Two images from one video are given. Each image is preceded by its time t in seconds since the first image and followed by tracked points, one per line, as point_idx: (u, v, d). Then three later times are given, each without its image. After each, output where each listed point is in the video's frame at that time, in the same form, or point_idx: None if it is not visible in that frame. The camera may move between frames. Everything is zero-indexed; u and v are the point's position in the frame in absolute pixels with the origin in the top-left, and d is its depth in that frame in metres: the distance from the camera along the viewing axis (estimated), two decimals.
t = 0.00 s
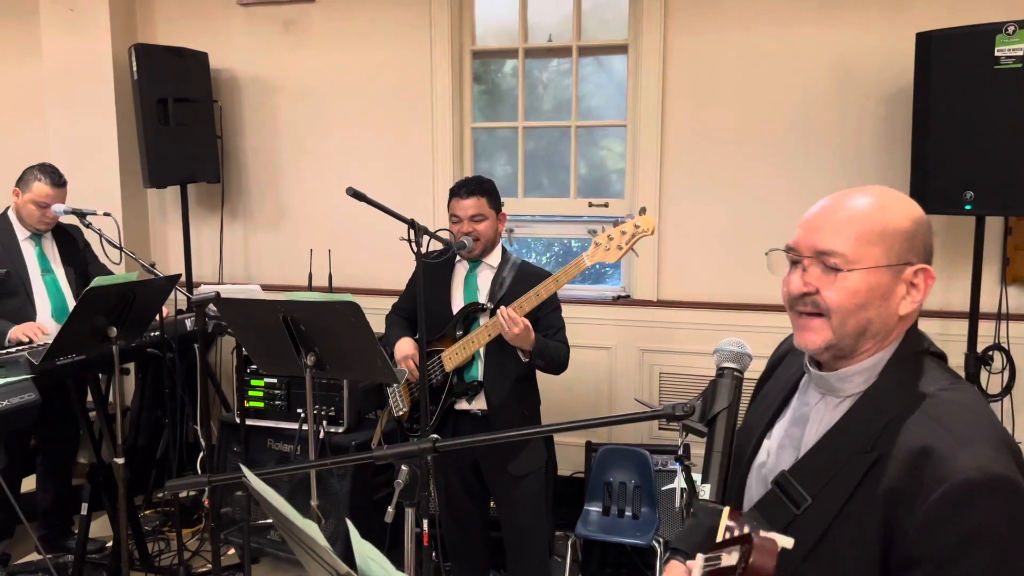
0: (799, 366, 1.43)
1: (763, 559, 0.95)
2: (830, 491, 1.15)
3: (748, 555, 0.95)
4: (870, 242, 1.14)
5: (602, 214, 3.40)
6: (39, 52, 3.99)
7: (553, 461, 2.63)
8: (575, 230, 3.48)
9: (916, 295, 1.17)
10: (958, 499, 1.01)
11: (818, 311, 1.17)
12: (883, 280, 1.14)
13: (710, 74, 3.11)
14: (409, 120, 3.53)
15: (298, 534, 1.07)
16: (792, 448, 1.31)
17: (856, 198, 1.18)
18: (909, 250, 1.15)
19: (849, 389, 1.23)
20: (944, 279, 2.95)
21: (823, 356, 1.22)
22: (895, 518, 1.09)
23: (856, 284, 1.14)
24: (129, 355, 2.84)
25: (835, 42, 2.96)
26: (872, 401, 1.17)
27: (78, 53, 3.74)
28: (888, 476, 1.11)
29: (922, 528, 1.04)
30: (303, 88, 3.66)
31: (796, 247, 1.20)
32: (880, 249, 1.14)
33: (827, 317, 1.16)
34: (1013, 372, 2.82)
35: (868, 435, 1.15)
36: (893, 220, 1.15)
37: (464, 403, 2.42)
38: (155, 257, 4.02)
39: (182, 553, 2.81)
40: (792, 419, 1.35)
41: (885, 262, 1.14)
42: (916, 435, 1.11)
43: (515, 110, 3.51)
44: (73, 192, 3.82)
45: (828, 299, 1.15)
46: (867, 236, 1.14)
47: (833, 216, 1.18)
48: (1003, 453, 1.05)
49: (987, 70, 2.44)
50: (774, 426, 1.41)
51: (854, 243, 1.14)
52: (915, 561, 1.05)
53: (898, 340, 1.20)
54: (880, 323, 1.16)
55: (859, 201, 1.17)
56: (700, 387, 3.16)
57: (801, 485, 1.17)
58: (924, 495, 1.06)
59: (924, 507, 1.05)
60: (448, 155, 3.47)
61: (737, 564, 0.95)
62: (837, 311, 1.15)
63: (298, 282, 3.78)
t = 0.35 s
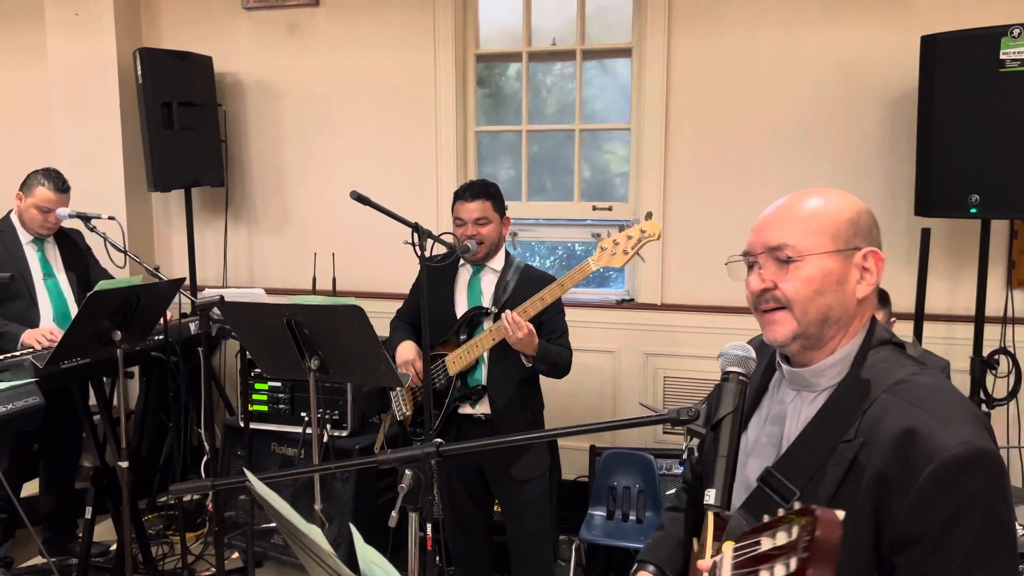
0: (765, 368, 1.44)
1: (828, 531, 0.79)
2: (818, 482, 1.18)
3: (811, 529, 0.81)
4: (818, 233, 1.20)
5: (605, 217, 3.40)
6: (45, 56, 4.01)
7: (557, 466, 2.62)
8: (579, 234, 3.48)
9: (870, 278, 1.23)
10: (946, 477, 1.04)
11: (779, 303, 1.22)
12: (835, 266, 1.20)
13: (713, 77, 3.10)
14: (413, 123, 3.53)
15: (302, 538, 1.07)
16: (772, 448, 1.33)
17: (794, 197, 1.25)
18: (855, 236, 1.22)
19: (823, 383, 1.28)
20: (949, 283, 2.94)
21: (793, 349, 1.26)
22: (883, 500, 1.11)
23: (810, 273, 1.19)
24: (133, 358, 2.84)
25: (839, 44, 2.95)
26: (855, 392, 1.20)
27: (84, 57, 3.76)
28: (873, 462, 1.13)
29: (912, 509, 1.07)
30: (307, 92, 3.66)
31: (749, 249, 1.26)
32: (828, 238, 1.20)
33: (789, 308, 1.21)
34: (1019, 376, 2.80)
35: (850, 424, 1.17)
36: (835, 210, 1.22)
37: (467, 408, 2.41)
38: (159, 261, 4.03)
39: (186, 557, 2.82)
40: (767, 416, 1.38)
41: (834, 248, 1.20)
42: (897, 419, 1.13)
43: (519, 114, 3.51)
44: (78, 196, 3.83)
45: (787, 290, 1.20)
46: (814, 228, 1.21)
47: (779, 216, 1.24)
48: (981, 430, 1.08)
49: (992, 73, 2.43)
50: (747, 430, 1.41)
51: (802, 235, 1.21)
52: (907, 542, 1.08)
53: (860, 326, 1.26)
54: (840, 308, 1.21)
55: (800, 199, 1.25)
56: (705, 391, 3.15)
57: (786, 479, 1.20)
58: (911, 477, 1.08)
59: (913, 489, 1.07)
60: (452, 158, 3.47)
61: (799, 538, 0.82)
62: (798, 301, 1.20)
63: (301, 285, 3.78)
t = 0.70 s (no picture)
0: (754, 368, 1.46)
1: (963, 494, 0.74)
2: (829, 473, 1.22)
3: (933, 494, 0.76)
4: (782, 236, 1.24)
5: (608, 220, 3.40)
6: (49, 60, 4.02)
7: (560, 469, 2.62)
8: (582, 236, 3.48)
9: (842, 265, 1.26)
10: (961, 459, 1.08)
11: (762, 309, 1.24)
12: (805, 261, 1.23)
13: (715, 80, 3.10)
14: (415, 126, 3.53)
15: (304, 543, 1.07)
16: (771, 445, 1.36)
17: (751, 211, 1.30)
18: (816, 229, 1.25)
19: (822, 379, 1.31)
20: (952, 284, 2.93)
21: (786, 350, 1.27)
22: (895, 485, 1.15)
23: (782, 272, 1.22)
24: (136, 361, 2.85)
25: (841, 46, 2.95)
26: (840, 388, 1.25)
27: (87, 60, 3.77)
28: (885, 449, 1.17)
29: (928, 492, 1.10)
30: (310, 95, 3.67)
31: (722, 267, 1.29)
32: (791, 237, 1.24)
33: (772, 311, 1.23)
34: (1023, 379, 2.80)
35: (858, 414, 1.22)
36: (792, 210, 1.26)
37: (469, 411, 2.41)
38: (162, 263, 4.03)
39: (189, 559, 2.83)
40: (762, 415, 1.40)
41: (799, 244, 1.23)
42: (906, 407, 1.18)
43: (522, 116, 3.51)
44: (81, 199, 3.84)
45: (766, 295, 1.23)
46: (778, 232, 1.25)
47: (741, 231, 1.29)
48: (981, 411, 1.14)
49: (994, 75, 2.42)
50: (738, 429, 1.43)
51: (768, 241, 1.24)
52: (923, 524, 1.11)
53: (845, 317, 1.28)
54: (820, 300, 1.23)
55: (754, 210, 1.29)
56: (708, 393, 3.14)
57: (799, 474, 1.23)
58: (925, 460, 1.13)
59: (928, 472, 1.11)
60: (454, 161, 3.48)
61: (924, 506, 0.77)
62: (779, 303, 1.22)
63: (304, 288, 3.79)
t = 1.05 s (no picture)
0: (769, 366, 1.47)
1: None
2: (844, 470, 1.24)
3: (997, 471, 0.83)
4: (828, 236, 1.25)
5: (609, 222, 3.41)
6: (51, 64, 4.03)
7: (562, 471, 2.62)
8: (583, 238, 3.48)
9: (879, 277, 1.27)
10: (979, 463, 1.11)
11: (795, 306, 1.26)
12: (846, 267, 1.24)
13: (716, 82, 3.10)
14: (417, 129, 3.54)
15: (305, 547, 1.07)
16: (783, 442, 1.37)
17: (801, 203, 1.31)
18: (863, 238, 1.26)
19: (842, 378, 1.32)
20: (954, 286, 2.93)
21: (806, 349, 1.30)
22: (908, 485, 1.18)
23: (821, 274, 1.24)
24: (138, 364, 2.85)
25: (842, 48, 2.95)
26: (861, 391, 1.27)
27: (89, 64, 3.78)
28: (902, 449, 1.20)
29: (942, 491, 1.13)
30: (311, 97, 3.68)
31: (762, 254, 1.30)
32: (838, 240, 1.25)
33: (803, 310, 1.25)
34: None
35: (876, 413, 1.24)
36: (843, 213, 1.27)
37: (471, 412, 2.41)
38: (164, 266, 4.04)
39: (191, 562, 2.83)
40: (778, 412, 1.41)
41: (844, 249, 1.25)
42: (924, 409, 1.20)
43: (523, 118, 3.51)
44: (83, 202, 3.85)
45: (802, 293, 1.24)
46: (825, 232, 1.26)
47: (786, 222, 1.29)
48: (997, 421, 1.17)
49: (996, 77, 2.42)
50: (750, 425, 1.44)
51: (813, 238, 1.25)
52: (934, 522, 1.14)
53: (870, 327, 1.30)
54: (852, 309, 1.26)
55: (804, 206, 1.30)
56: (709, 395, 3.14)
57: (813, 468, 1.25)
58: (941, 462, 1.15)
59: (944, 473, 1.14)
60: (455, 163, 3.48)
61: (983, 481, 0.84)
62: (812, 303, 1.24)
63: (306, 290, 3.79)
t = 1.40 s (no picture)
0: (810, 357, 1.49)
1: None
2: (866, 470, 1.25)
3: None
4: (917, 252, 1.19)
5: (611, 221, 3.40)
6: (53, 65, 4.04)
7: (563, 471, 2.61)
8: (585, 238, 3.48)
9: (952, 301, 1.24)
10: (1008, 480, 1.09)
11: (862, 314, 1.22)
12: (927, 289, 1.19)
13: (719, 80, 3.10)
14: (419, 129, 3.54)
15: (307, 547, 1.06)
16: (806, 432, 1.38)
17: (898, 206, 1.23)
18: (951, 261, 1.21)
19: (880, 379, 1.30)
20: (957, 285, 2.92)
21: (857, 353, 1.28)
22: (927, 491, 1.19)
23: (902, 291, 1.19)
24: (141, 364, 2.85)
25: (844, 47, 2.95)
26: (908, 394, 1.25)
27: (91, 64, 3.78)
28: (929, 456, 1.19)
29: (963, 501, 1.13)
30: (314, 98, 3.68)
31: (844, 251, 1.24)
32: (926, 258, 1.19)
33: (870, 320, 1.22)
34: None
35: (907, 416, 1.24)
36: (938, 230, 1.20)
37: (472, 411, 2.40)
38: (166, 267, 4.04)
39: (194, 561, 2.84)
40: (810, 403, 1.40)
41: (930, 270, 1.19)
42: (958, 420, 1.19)
43: (525, 118, 3.51)
44: (86, 203, 3.86)
45: (874, 303, 1.20)
46: (916, 246, 1.19)
47: (877, 226, 1.22)
48: None
49: (999, 75, 2.42)
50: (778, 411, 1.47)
51: (902, 252, 1.19)
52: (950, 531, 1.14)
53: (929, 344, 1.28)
54: (918, 328, 1.23)
55: (903, 212, 1.22)
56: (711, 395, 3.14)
57: (835, 463, 1.26)
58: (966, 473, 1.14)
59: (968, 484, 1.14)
60: (457, 163, 3.48)
61: (1012, 478, 0.85)
62: (881, 316, 1.21)
63: (308, 291, 3.79)
